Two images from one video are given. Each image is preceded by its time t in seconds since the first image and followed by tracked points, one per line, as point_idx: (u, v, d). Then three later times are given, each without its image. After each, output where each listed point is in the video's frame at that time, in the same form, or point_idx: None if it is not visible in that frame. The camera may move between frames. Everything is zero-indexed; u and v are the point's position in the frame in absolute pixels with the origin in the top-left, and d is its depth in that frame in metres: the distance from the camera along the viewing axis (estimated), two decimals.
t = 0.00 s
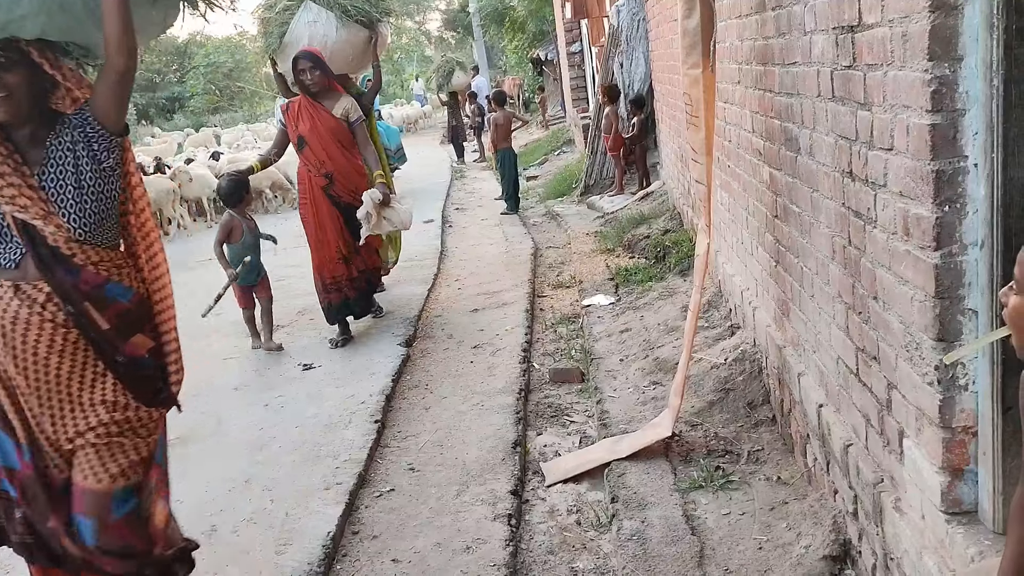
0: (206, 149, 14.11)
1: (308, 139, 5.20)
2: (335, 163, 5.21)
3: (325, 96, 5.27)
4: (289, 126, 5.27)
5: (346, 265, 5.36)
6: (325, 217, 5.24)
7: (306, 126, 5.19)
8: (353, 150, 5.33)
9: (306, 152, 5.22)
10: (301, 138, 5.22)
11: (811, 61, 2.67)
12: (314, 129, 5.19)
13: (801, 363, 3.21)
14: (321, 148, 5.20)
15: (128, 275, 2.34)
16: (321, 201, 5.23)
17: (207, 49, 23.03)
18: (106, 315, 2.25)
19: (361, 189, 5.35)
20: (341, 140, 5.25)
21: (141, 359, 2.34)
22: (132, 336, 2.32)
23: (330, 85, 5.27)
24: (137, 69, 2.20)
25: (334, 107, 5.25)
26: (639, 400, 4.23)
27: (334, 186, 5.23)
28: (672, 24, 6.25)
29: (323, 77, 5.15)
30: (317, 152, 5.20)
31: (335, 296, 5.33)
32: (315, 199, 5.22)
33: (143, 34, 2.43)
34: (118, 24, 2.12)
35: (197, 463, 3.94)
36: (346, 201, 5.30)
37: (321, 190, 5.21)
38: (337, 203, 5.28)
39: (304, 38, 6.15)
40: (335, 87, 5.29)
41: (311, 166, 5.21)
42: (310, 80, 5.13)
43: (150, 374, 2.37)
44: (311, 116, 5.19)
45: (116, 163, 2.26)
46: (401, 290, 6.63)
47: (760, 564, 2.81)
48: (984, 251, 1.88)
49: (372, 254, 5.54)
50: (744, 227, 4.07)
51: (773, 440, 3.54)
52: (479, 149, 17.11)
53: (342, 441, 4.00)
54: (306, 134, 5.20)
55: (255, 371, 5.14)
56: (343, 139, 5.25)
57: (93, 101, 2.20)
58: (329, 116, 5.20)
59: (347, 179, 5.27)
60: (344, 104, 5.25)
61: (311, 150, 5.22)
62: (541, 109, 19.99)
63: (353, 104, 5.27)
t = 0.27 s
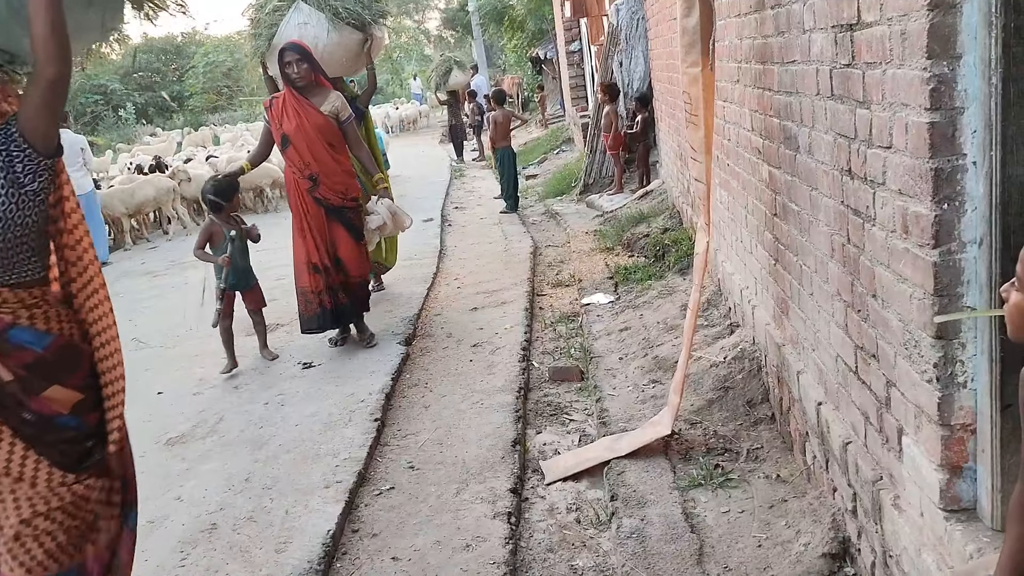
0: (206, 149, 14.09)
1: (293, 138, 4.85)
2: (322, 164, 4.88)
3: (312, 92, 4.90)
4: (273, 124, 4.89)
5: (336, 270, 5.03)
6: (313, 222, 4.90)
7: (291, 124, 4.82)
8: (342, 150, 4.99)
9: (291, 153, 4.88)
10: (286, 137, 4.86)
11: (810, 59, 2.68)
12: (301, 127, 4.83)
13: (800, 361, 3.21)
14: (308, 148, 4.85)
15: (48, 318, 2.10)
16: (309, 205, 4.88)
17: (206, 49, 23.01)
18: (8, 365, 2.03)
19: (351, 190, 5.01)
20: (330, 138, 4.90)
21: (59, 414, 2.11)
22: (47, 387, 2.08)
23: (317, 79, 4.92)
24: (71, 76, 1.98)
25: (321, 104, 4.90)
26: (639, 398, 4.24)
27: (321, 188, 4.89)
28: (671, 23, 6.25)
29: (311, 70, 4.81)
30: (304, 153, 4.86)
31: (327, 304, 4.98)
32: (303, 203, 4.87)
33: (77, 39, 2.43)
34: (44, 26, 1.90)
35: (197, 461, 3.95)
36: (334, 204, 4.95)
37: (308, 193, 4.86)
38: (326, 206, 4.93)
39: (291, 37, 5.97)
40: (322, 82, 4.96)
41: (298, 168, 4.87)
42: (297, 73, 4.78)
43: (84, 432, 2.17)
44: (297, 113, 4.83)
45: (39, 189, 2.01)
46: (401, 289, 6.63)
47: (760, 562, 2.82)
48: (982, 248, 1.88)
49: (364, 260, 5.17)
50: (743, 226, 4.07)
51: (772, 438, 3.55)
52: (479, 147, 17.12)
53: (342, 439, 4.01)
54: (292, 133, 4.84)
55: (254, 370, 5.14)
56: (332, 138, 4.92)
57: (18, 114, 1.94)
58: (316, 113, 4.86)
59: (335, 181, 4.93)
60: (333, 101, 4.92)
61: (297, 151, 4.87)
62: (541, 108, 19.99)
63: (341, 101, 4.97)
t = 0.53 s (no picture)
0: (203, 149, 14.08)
1: (282, 150, 4.57)
2: (311, 178, 4.58)
3: (304, 100, 4.58)
4: (263, 133, 4.62)
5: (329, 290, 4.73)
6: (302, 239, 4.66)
7: (280, 135, 4.54)
8: (336, 162, 4.67)
9: (280, 165, 4.60)
10: (275, 148, 4.58)
11: (807, 58, 2.68)
12: (290, 138, 4.54)
13: (798, 360, 3.21)
14: (296, 161, 4.56)
15: None
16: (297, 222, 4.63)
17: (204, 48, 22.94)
18: None
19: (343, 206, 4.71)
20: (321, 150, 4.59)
21: None
22: None
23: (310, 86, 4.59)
24: None
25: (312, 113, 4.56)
26: (637, 397, 4.24)
27: (310, 204, 4.61)
28: (668, 22, 6.25)
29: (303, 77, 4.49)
30: (292, 166, 4.57)
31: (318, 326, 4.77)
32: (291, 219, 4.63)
33: None
34: None
35: (195, 461, 3.94)
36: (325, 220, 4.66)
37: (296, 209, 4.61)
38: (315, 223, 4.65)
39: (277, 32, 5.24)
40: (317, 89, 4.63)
41: (286, 182, 4.60)
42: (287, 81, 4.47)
43: (6, 474, 1.39)
44: (286, 124, 4.54)
45: None
46: (398, 288, 6.63)
47: (757, 561, 2.82)
48: (979, 247, 1.88)
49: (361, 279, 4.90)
50: (741, 224, 4.06)
51: (770, 437, 3.55)
52: (477, 147, 17.12)
53: (340, 439, 4.00)
54: (280, 144, 4.56)
55: (252, 370, 5.14)
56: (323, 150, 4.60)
57: None
58: (306, 124, 4.53)
59: (326, 196, 4.63)
60: (326, 110, 4.55)
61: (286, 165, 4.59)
62: (539, 108, 19.97)
63: (335, 109, 4.59)
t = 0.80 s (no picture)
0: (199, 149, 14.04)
1: (267, 148, 4.39)
2: (298, 177, 4.40)
3: (291, 95, 4.39)
4: (248, 130, 4.45)
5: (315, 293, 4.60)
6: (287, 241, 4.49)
7: (265, 133, 4.36)
8: (323, 159, 4.50)
9: (265, 164, 4.43)
10: (260, 146, 4.41)
11: (803, 58, 2.68)
12: (276, 137, 4.36)
13: (795, 359, 3.21)
14: (282, 160, 4.39)
15: None
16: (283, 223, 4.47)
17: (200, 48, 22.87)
18: None
19: (332, 206, 4.54)
20: (308, 148, 4.41)
21: None
22: None
23: (297, 81, 4.39)
24: None
25: (299, 109, 4.37)
26: (634, 397, 4.24)
27: (298, 204, 4.44)
28: (664, 21, 6.25)
29: (289, 71, 4.31)
30: (278, 165, 4.40)
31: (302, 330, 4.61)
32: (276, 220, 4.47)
33: None
34: None
35: (191, 462, 3.94)
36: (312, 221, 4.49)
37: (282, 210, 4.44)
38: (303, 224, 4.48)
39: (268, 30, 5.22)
40: (305, 83, 4.44)
41: (272, 181, 4.43)
42: (273, 77, 4.29)
43: None
44: (271, 121, 4.34)
45: None
46: (395, 288, 6.62)
47: (755, 561, 2.82)
48: (975, 247, 1.88)
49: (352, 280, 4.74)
50: (737, 224, 4.06)
51: (766, 437, 3.55)
52: (473, 146, 17.12)
53: (336, 440, 4.00)
54: (266, 142, 4.38)
55: (247, 370, 5.13)
56: (310, 148, 4.41)
57: None
58: (293, 120, 4.34)
59: (314, 196, 4.46)
60: (313, 106, 4.36)
61: (271, 163, 4.41)
62: (535, 107, 19.97)
63: (323, 105, 4.39)
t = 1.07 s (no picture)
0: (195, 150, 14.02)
1: (244, 163, 3.95)
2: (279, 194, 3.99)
3: (265, 105, 3.95)
4: (219, 144, 3.99)
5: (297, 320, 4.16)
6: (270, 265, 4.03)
7: (240, 147, 3.92)
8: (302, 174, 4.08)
9: (241, 181, 3.98)
10: (235, 161, 3.96)
11: (798, 58, 2.67)
12: (252, 150, 3.93)
13: (791, 360, 3.20)
14: (261, 176, 3.96)
15: None
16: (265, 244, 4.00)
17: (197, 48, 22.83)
18: None
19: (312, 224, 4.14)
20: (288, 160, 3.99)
21: None
22: None
23: (271, 88, 3.94)
24: None
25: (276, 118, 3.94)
26: (631, 398, 4.24)
27: (280, 223, 4.03)
28: (660, 21, 6.24)
29: (264, 78, 3.87)
30: (257, 181, 3.96)
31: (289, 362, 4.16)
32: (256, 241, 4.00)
33: None
34: None
35: (187, 465, 3.93)
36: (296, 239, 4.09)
37: (263, 230, 4.00)
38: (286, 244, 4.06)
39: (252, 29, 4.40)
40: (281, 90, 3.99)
41: (249, 198, 3.99)
42: (246, 85, 3.85)
43: None
44: (247, 134, 3.91)
45: None
46: (392, 289, 6.61)
47: (751, 562, 2.82)
48: (971, 248, 1.87)
49: (337, 300, 4.36)
50: (733, 224, 4.06)
51: (763, 437, 3.55)
52: (471, 146, 17.12)
53: (333, 441, 3.99)
54: (242, 157, 3.94)
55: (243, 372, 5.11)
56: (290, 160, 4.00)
57: None
58: (271, 132, 3.92)
59: (296, 212, 4.06)
60: (291, 115, 3.92)
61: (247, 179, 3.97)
62: (533, 107, 19.97)
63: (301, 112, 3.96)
